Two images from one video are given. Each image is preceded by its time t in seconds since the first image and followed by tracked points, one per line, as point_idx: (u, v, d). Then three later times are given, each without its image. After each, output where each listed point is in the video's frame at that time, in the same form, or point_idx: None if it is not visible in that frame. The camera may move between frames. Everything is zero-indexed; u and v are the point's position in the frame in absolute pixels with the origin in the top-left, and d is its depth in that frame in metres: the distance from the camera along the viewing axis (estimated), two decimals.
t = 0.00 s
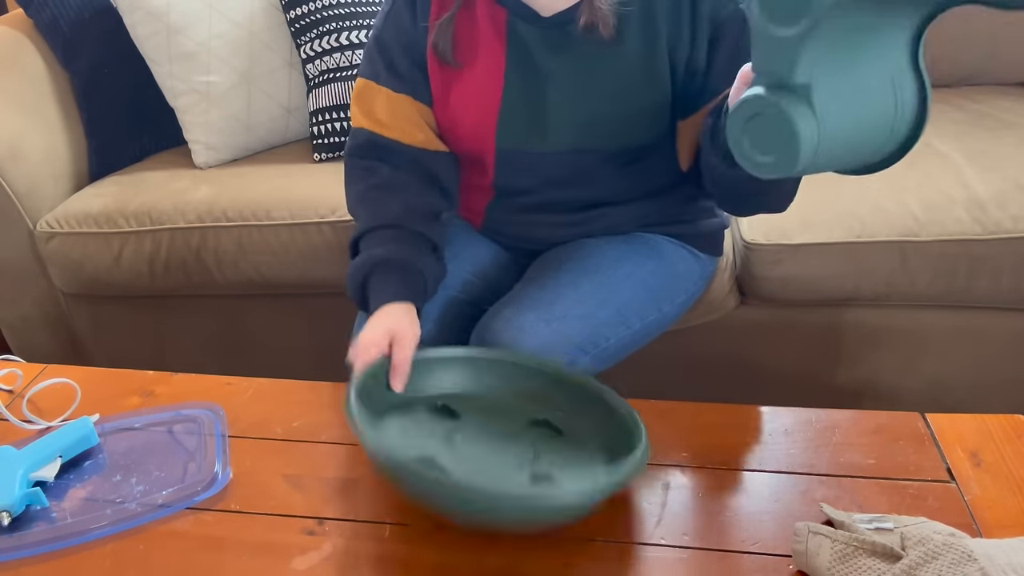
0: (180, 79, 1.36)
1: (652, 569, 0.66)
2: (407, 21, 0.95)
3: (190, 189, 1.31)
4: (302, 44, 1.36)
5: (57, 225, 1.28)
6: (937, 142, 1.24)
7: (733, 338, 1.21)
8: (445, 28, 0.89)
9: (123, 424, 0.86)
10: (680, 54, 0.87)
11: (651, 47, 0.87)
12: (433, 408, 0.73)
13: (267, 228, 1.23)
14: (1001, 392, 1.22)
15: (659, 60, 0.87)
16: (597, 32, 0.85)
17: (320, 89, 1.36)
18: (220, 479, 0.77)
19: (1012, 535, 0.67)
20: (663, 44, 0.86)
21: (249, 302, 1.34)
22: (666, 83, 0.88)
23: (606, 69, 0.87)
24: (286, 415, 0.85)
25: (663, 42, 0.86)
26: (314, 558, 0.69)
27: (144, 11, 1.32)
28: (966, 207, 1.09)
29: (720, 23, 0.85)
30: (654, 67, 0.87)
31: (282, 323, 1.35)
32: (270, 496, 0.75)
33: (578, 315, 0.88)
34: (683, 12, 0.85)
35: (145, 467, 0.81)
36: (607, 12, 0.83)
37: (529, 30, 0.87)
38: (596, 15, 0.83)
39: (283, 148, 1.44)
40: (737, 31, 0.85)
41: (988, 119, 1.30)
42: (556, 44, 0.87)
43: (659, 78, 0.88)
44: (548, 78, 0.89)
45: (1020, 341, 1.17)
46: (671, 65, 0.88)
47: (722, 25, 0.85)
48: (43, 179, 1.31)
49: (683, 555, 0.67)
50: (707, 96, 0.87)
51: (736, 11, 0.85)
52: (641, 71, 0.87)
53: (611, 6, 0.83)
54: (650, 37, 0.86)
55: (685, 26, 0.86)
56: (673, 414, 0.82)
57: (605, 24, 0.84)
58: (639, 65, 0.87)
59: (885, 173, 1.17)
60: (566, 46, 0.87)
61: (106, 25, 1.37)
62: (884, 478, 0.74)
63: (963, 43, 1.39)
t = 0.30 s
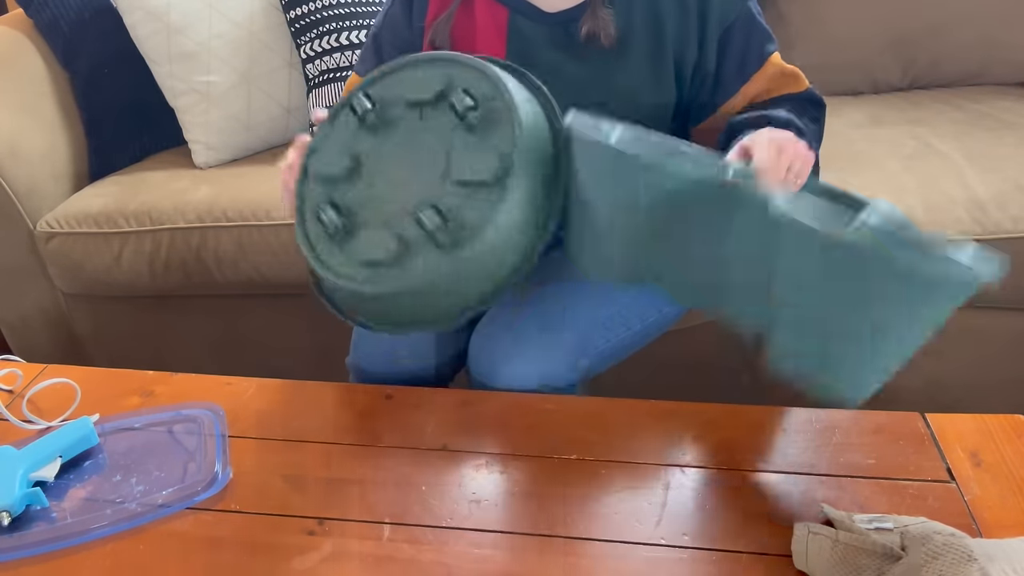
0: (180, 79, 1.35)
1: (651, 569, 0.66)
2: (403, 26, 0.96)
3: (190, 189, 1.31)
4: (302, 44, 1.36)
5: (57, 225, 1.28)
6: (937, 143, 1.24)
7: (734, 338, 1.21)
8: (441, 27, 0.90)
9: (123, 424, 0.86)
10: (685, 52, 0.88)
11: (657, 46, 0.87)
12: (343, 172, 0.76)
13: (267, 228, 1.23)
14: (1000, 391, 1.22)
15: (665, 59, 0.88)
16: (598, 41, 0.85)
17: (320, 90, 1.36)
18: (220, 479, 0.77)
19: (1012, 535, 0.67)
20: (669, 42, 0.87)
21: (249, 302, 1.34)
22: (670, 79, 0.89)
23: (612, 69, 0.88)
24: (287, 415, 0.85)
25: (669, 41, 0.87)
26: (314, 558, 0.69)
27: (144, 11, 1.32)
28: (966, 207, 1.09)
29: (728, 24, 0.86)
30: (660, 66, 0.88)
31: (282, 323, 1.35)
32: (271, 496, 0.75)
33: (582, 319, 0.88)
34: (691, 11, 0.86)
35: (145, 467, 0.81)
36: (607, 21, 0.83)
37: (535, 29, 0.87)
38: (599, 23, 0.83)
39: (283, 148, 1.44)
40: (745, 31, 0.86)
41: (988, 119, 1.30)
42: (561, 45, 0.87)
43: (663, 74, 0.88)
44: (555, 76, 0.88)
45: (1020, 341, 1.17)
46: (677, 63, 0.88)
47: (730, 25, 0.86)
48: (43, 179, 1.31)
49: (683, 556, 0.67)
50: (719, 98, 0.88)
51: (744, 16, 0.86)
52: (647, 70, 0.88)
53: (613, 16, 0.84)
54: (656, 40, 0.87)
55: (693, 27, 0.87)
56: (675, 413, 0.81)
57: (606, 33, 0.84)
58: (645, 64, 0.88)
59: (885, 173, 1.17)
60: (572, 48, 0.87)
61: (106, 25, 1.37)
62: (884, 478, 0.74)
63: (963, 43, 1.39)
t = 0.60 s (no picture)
0: (180, 79, 1.35)
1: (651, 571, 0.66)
2: (397, 27, 0.96)
3: (190, 189, 1.31)
4: (302, 44, 1.36)
5: (57, 225, 1.28)
6: (937, 143, 1.24)
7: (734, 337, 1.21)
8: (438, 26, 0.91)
9: (123, 424, 0.86)
10: (678, 57, 0.87)
11: (649, 51, 0.88)
12: (310, 115, 0.73)
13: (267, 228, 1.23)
14: (1000, 392, 1.22)
15: (657, 63, 0.88)
16: (586, 53, 0.86)
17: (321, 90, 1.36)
18: (220, 479, 0.77)
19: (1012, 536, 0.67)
20: (661, 46, 0.87)
21: (248, 303, 1.34)
22: (662, 83, 0.89)
23: (604, 73, 0.88)
24: (286, 415, 0.85)
25: (661, 45, 0.87)
26: (314, 558, 0.69)
27: (144, 11, 1.33)
28: (966, 207, 1.10)
29: (721, 30, 0.86)
30: (652, 70, 0.88)
31: (282, 323, 1.35)
32: (271, 496, 0.75)
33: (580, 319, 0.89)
34: (683, 16, 0.86)
35: (145, 467, 0.81)
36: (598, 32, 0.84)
37: (526, 33, 0.88)
38: (590, 35, 0.85)
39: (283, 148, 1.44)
40: (738, 37, 0.85)
41: (988, 119, 1.30)
42: (554, 51, 0.88)
43: (655, 77, 0.88)
44: (550, 80, 0.89)
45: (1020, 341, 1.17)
46: (670, 67, 0.88)
47: (723, 32, 0.86)
48: (43, 179, 1.31)
49: (682, 557, 0.67)
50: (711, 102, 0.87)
51: (737, 21, 0.85)
52: (640, 74, 0.88)
53: (602, 27, 0.85)
54: (648, 45, 0.87)
55: (685, 31, 0.86)
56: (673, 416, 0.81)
57: (596, 44, 0.85)
58: (637, 68, 0.88)
59: (884, 173, 1.18)
60: (565, 53, 0.88)
61: (106, 25, 1.37)
62: (884, 478, 0.73)
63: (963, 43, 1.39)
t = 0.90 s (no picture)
0: (180, 79, 1.36)
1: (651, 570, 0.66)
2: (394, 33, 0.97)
3: (190, 189, 1.31)
4: (302, 44, 1.36)
5: (57, 225, 1.28)
6: (937, 143, 1.24)
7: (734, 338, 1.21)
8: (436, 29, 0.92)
9: (123, 424, 0.86)
10: (674, 57, 0.87)
11: (645, 53, 0.88)
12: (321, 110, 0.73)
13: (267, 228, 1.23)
14: (1001, 392, 1.22)
15: (654, 64, 0.88)
16: (587, 50, 0.85)
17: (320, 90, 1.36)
18: (220, 479, 0.77)
19: (1012, 536, 0.67)
20: (656, 48, 0.87)
21: (248, 303, 1.34)
22: (659, 85, 0.89)
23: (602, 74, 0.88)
24: (286, 415, 0.85)
25: (657, 47, 0.87)
26: (315, 558, 0.69)
27: (144, 11, 1.33)
28: (966, 207, 1.10)
29: (717, 31, 0.86)
30: (648, 71, 0.88)
31: (282, 323, 1.35)
32: (271, 496, 0.75)
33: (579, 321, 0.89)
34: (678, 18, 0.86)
35: (145, 467, 0.81)
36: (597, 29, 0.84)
37: (525, 37, 0.88)
38: (589, 32, 0.84)
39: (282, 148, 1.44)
40: (734, 39, 0.85)
41: (988, 119, 1.30)
42: (551, 57, 0.88)
43: (652, 78, 0.88)
44: (550, 80, 0.89)
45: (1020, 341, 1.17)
46: (666, 70, 0.88)
47: (719, 34, 0.86)
48: (43, 179, 1.31)
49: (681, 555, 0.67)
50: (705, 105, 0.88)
51: (733, 22, 0.85)
52: (637, 76, 0.89)
53: (602, 26, 0.85)
54: (644, 47, 0.87)
55: (680, 33, 0.86)
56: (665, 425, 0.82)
57: (595, 42, 0.85)
58: (634, 71, 0.88)
59: (884, 174, 1.18)
60: (561, 56, 0.88)
61: (106, 25, 1.37)
62: (884, 478, 0.74)
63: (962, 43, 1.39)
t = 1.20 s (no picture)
0: (180, 79, 1.36)
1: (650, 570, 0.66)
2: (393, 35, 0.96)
3: (190, 189, 1.31)
4: (302, 44, 1.36)
5: (57, 225, 1.28)
6: (937, 143, 1.24)
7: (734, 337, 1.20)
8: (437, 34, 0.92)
9: (123, 424, 0.86)
10: (674, 60, 0.87)
11: (644, 54, 0.88)
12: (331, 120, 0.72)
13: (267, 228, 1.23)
14: (1002, 392, 1.22)
15: (654, 67, 0.88)
16: (590, 49, 0.86)
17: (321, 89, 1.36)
18: (220, 479, 0.77)
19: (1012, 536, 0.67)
20: (656, 51, 0.87)
21: (248, 302, 1.34)
22: (659, 89, 0.89)
23: (603, 76, 0.88)
24: (286, 416, 0.85)
25: (657, 50, 0.87)
26: (315, 558, 0.69)
27: (144, 12, 1.33)
28: (966, 207, 1.10)
29: (717, 36, 0.86)
30: (648, 74, 0.88)
31: (282, 323, 1.35)
32: (271, 496, 0.75)
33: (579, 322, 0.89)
34: (679, 20, 0.86)
35: (145, 467, 0.81)
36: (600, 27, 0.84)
37: (524, 39, 0.88)
38: (592, 31, 0.84)
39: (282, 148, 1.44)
40: (733, 46, 0.86)
41: (988, 119, 1.30)
42: (552, 56, 0.88)
43: (652, 82, 0.89)
44: (550, 81, 0.89)
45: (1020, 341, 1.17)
46: (666, 73, 0.88)
47: (718, 40, 0.86)
48: (43, 179, 1.31)
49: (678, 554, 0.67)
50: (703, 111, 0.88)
51: (732, 28, 0.86)
52: (637, 79, 0.89)
53: (606, 26, 0.85)
54: (645, 48, 0.87)
55: (680, 38, 0.86)
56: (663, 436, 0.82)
57: (598, 41, 0.85)
58: (635, 74, 0.89)
59: (884, 174, 1.18)
60: (563, 57, 0.88)
61: (106, 25, 1.37)
62: (884, 478, 0.73)
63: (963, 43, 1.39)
